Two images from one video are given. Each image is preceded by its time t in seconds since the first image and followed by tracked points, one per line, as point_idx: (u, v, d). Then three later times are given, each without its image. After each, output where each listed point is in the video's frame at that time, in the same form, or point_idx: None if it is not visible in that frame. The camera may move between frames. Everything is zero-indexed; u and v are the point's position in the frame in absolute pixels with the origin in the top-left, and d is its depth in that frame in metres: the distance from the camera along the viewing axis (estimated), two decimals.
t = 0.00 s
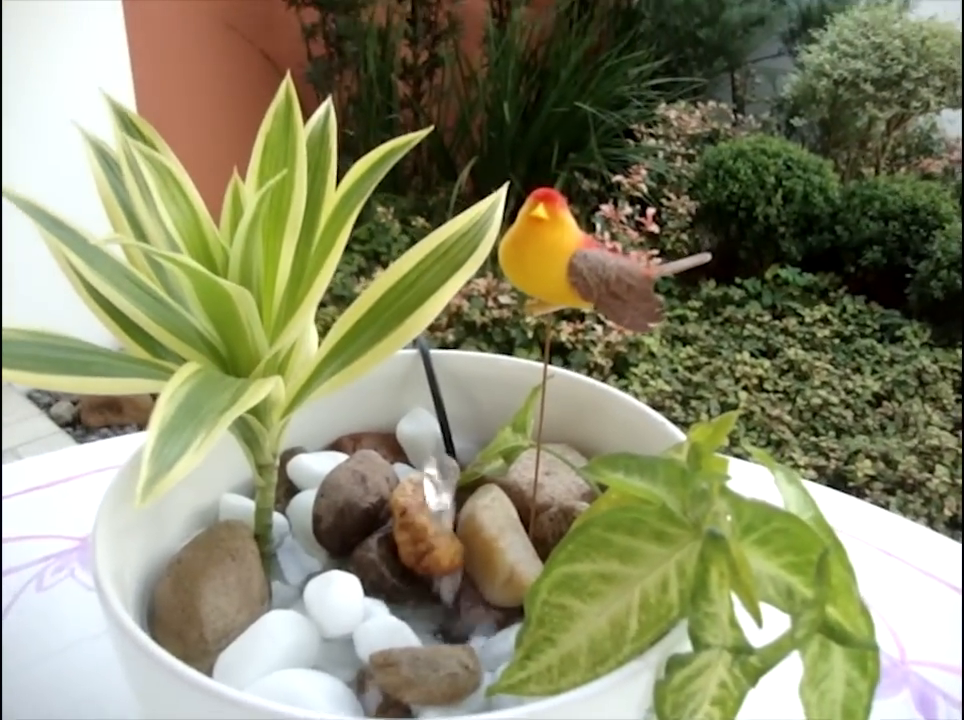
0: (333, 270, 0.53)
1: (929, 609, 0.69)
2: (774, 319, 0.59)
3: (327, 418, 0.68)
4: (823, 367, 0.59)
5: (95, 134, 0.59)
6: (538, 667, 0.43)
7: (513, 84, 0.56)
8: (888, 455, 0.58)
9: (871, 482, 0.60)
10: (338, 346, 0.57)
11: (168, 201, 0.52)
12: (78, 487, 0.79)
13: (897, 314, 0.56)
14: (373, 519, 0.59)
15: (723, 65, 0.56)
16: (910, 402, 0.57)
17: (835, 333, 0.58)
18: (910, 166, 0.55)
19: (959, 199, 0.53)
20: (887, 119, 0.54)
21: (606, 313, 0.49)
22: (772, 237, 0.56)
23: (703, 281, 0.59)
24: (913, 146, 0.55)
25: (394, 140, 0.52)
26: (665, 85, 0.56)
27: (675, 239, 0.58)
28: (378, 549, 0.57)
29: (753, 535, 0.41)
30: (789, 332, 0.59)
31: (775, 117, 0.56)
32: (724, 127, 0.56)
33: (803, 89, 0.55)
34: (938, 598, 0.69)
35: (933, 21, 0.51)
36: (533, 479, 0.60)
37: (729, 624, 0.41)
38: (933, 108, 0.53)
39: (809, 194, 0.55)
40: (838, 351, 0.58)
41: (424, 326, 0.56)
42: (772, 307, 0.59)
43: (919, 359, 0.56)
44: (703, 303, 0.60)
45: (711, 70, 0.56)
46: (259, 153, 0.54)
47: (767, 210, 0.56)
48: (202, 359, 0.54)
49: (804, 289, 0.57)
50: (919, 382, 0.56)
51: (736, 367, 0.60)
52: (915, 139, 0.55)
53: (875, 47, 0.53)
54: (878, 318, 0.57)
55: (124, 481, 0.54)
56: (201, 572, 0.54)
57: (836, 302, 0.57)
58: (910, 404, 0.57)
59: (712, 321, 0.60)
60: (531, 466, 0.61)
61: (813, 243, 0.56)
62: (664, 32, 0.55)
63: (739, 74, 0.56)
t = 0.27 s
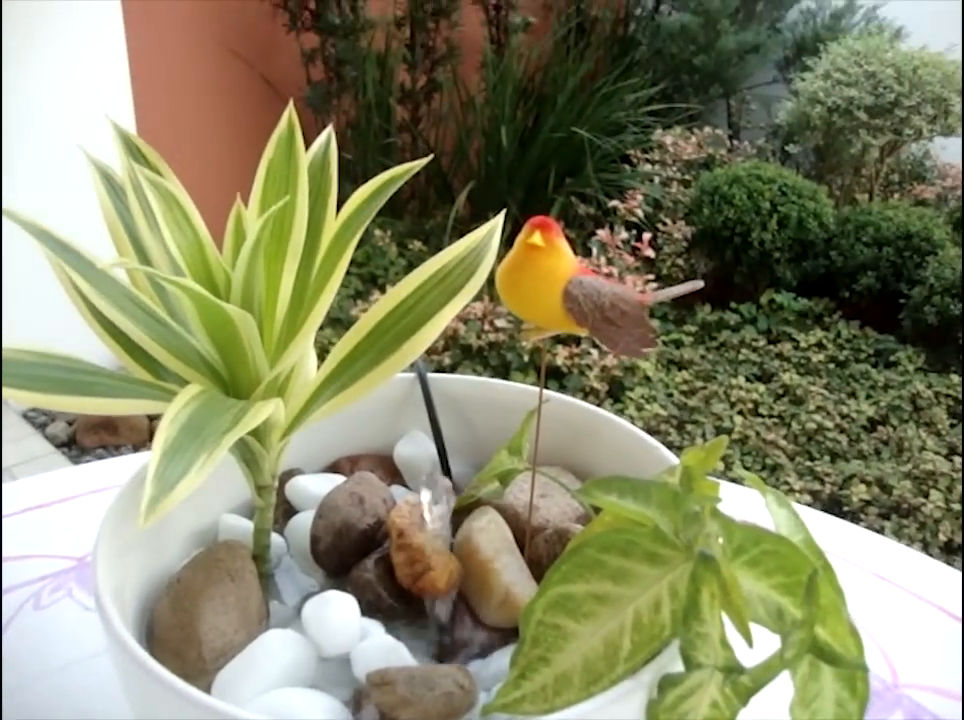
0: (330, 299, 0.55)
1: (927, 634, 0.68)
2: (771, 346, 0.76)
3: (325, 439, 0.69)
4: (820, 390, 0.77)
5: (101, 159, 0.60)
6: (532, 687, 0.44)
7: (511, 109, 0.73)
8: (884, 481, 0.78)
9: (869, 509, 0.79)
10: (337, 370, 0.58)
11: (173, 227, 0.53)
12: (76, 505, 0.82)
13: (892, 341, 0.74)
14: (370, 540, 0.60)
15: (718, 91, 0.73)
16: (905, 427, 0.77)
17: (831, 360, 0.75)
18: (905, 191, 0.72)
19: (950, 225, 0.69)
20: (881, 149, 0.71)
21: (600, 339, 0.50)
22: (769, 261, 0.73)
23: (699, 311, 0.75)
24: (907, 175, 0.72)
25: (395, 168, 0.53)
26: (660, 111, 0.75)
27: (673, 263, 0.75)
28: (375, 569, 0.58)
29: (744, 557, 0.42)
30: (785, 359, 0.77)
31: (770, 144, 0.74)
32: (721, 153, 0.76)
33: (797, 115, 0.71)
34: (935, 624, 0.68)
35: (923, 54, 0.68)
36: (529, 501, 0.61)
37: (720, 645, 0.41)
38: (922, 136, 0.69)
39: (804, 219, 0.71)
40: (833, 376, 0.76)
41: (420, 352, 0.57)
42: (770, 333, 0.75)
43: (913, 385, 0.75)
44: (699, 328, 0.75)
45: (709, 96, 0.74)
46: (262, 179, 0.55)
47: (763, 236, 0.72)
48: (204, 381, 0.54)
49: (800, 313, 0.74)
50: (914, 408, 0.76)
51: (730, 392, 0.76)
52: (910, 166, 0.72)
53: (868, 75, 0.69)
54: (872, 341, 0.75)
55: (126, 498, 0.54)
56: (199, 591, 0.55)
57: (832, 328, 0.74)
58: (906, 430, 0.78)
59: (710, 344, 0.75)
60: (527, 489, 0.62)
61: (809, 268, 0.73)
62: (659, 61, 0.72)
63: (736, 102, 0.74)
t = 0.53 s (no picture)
0: (322, 332, 0.56)
1: (920, 656, 0.71)
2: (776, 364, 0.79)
3: (319, 467, 0.69)
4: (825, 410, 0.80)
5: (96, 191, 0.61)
6: (524, 712, 0.44)
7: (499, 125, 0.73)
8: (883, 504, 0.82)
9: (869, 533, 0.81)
10: (329, 397, 0.59)
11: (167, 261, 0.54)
12: (68, 532, 0.81)
13: (883, 358, 0.62)
14: (362, 565, 0.60)
15: (708, 111, 0.61)
16: (897, 445, 0.63)
17: (822, 377, 0.63)
18: (893, 211, 0.61)
19: (938, 243, 0.60)
20: (869, 166, 0.60)
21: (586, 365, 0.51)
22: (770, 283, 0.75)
23: (689, 328, 0.63)
24: (895, 192, 0.60)
25: (385, 201, 0.54)
26: (650, 132, 0.61)
27: (662, 284, 0.63)
28: (368, 595, 0.59)
29: (731, 581, 0.43)
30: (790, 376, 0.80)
31: (759, 163, 0.61)
32: (710, 173, 0.61)
33: (787, 136, 0.60)
34: (931, 646, 0.71)
35: (911, 72, 0.58)
36: (520, 527, 0.61)
37: (707, 668, 0.42)
38: (908, 156, 0.59)
39: (794, 239, 0.60)
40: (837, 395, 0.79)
41: (411, 380, 0.58)
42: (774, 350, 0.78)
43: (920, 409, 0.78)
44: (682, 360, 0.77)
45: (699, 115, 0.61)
46: (254, 212, 0.56)
47: (754, 257, 0.61)
48: (198, 411, 0.55)
49: (791, 332, 0.62)
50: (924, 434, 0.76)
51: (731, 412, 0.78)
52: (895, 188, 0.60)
53: (855, 96, 0.59)
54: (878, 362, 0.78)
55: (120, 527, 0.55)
56: (194, 619, 0.55)
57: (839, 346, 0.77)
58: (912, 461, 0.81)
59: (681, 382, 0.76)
60: (518, 515, 0.62)
61: (799, 287, 0.62)
62: (649, 81, 0.60)
63: (725, 120, 0.61)
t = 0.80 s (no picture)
0: (323, 365, 0.57)
1: (917, 681, 0.71)
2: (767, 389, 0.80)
3: (321, 496, 0.70)
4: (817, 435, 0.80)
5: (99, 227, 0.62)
6: None
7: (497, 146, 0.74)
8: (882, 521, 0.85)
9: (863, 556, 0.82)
10: (329, 429, 0.60)
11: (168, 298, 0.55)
12: (66, 564, 0.80)
13: (881, 378, 0.64)
14: (363, 595, 0.61)
15: (704, 134, 0.63)
16: (896, 464, 0.64)
17: (821, 397, 0.65)
18: (888, 231, 0.62)
19: (933, 264, 0.62)
20: (863, 187, 0.62)
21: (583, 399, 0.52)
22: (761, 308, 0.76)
23: (688, 351, 0.66)
24: (890, 212, 0.62)
25: (383, 240, 0.56)
26: (646, 155, 0.63)
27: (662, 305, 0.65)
28: (369, 625, 0.59)
29: (724, 610, 0.44)
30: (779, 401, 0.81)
31: (755, 184, 0.63)
32: (707, 195, 0.63)
33: (781, 157, 0.62)
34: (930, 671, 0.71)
35: (902, 95, 0.60)
36: (518, 556, 0.62)
37: (701, 697, 0.43)
38: (902, 176, 0.61)
39: (791, 261, 0.63)
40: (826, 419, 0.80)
41: (409, 412, 0.59)
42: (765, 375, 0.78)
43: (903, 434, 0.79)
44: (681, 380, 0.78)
45: (694, 140, 0.63)
46: (255, 250, 0.57)
47: (751, 278, 0.63)
48: (201, 445, 0.56)
49: (788, 352, 0.64)
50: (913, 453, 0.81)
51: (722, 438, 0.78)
52: (890, 208, 0.62)
53: (847, 118, 0.61)
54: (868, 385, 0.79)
55: (124, 558, 0.56)
56: (196, 650, 0.56)
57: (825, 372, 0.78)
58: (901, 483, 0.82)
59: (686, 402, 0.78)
60: (516, 544, 0.63)
61: (796, 308, 0.63)
62: (645, 105, 0.63)
63: (721, 143, 0.63)
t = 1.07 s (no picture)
0: (322, 378, 0.58)
1: (915, 691, 0.67)
2: (755, 400, 0.74)
3: (319, 508, 0.71)
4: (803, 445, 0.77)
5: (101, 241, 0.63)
6: None
7: (494, 169, 0.73)
8: (871, 530, 0.82)
9: (855, 559, 0.81)
10: (327, 441, 0.61)
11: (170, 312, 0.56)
12: (65, 574, 0.83)
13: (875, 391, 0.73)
14: (361, 604, 0.62)
15: (697, 148, 0.71)
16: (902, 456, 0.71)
17: (814, 411, 0.74)
18: (880, 245, 0.67)
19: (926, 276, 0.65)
20: (856, 201, 0.68)
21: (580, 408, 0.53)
22: (748, 316, 0.71)
23: (680, 364, 0.74)
24: (882, 226, 0.67)
25: (381, 255, 0.57)
26: (640, 170, 0.71)
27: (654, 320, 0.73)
28: (366, 633, 0.60)
29: (715, 616, 0.45)
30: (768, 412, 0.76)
31: (748, 199, 0.72)
32: (699, 208, 0.73)
33: (774, 171, 0.69)
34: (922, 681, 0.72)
35: (893, 110, 0.65)
36: (513, 566, 0.63)
37: (693, 701, 0.43)
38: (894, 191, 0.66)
39: (783, 274, 0.69)
40: (815, 427, 0.76)
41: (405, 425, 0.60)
42: (752, 386, 0.74)
43: (894, 433, 0.73)
44: (681, 383, 0.75)
45: (688, 152, 0.72)
46: (256, 265, 0.59)
47: (744, 291, 0.69)
48: (202, 456, 0.57)
49: (781, 365, 0.72)
50: (899, 453, 0.75)
51: (716, 445, 0.77)
52: (881, 220, 0.67)
53: (840, 131, 0.67)
54: (853, 392, 0.72)
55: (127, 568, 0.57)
56: (197, 657, 0.57)
57: (814, 378, 0.73)
58: (889, 481, 0.80)
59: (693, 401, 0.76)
60: (510, 555, 0.64)
61: (790, 320, 0.71)
62: (638, 120, 0.71)
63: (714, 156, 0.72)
